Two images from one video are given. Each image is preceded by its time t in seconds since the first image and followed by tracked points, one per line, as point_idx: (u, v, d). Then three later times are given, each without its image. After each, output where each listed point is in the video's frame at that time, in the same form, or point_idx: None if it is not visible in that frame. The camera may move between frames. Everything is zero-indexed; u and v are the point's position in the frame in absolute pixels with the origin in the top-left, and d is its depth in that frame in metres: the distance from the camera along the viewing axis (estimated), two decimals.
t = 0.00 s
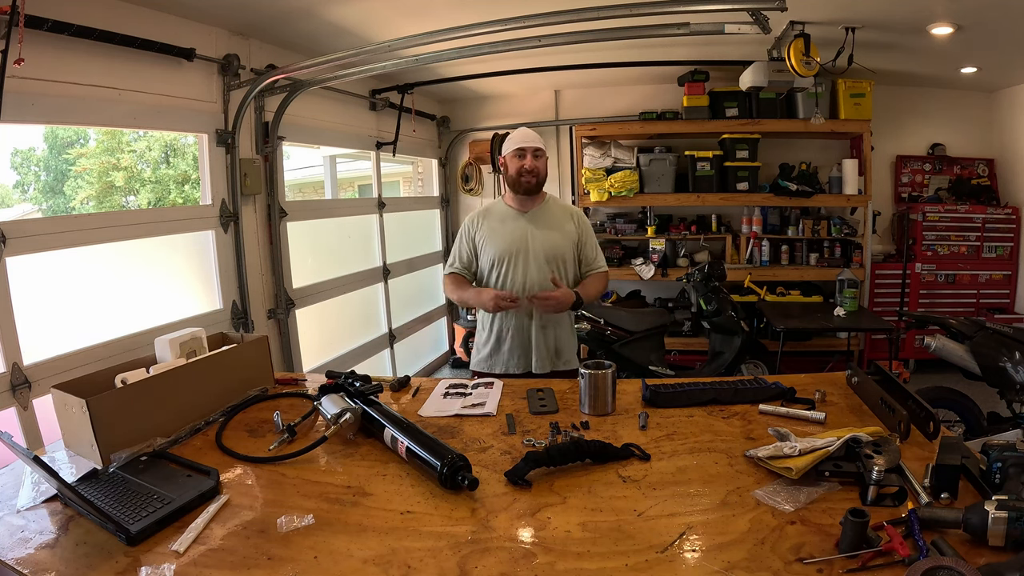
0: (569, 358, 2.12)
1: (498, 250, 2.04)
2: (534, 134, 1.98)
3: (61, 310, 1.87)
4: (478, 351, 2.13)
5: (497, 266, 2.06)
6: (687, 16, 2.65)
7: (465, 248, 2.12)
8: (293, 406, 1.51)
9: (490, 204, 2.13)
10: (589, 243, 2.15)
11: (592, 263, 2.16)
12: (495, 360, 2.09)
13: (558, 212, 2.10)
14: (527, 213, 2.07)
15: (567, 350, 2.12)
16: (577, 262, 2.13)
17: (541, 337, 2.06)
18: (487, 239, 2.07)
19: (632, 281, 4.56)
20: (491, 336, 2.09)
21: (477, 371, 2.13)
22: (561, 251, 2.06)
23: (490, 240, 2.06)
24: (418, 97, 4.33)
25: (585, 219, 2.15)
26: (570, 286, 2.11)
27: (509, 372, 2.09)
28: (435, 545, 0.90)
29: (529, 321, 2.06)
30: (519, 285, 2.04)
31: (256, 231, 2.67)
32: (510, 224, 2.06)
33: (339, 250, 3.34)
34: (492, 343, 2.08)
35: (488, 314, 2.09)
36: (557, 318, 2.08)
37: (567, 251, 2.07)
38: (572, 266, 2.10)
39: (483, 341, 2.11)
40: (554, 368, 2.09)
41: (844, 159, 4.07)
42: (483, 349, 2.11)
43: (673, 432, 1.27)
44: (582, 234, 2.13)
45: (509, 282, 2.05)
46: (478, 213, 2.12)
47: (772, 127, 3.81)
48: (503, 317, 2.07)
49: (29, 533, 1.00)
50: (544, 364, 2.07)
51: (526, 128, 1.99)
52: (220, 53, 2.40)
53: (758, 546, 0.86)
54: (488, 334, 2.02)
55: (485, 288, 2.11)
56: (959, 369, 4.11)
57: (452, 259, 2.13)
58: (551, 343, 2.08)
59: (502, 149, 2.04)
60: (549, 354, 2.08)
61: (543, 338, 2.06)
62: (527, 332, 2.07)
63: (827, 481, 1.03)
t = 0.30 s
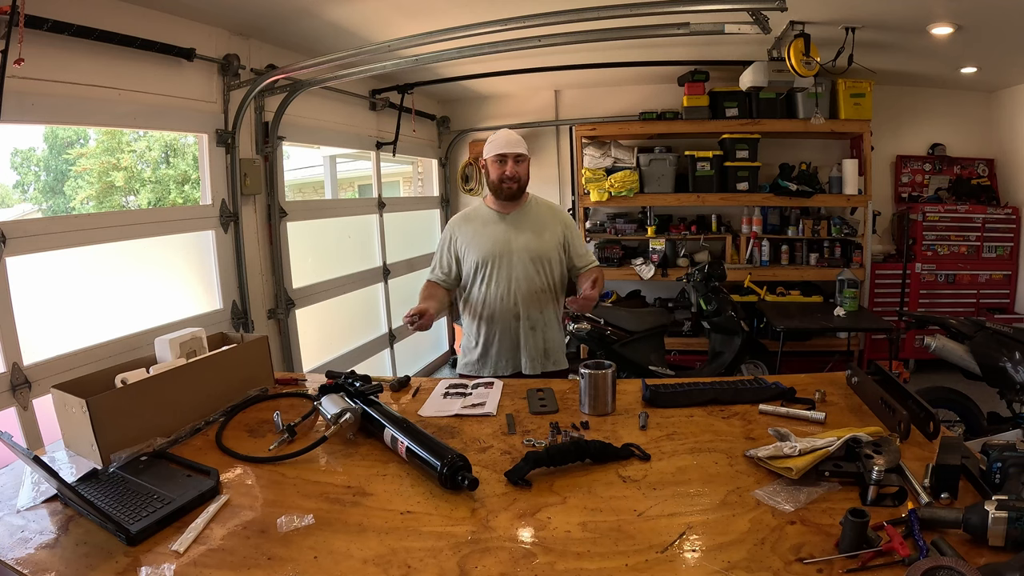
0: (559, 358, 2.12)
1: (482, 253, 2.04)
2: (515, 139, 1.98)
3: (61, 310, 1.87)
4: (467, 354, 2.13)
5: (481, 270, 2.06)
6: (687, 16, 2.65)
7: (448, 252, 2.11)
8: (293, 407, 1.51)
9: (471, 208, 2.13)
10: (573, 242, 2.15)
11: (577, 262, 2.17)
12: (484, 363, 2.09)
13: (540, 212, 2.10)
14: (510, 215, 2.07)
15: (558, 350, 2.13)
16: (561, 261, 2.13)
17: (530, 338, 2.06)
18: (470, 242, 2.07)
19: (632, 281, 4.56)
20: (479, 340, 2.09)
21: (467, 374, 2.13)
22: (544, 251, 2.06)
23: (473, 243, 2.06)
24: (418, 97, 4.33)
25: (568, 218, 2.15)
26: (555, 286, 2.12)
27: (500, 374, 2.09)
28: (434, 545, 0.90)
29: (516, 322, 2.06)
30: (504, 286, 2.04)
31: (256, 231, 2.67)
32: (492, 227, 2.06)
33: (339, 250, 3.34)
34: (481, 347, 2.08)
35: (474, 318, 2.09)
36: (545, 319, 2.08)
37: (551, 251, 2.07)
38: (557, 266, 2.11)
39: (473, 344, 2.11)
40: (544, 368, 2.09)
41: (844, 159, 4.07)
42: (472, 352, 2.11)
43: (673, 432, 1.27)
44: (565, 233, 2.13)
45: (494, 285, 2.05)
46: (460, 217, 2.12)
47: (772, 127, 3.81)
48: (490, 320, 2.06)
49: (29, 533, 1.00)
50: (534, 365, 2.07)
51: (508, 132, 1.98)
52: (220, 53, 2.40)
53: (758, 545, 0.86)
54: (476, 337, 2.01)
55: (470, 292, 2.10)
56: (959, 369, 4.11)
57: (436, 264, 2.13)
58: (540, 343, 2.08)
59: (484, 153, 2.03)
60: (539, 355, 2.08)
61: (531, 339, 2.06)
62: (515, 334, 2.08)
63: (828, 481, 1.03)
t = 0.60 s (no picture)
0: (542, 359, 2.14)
1: (460, 255, 2.04)
2: (489, 140, 1.95)
3: (61, 310, 1.87)
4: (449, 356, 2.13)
5: (460, 272, 2.06)
6: (687, 16, 2.65)
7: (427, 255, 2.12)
8: (293, 407, 1.51)
9: (449, 210, 2.13)
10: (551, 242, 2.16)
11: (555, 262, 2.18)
12: (466, 365, 2.10)
13: (518, 213, 2.10)
14: (488, 215, 2.07)
15: (540, 351, 2.14)
16: (540, 262, 2.14)
17: (512, 340, 2.07)
18: (448, 245, 2.07)
19: (632, 281, 4.57)
20: (460, 342, 2.09)
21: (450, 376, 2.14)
22: (524, 253, 2.06)
23: (451, 246, 2.06)
24: (418, 97, 4.33)
25: (546, 218, 2.16)
26: (535, 286, 2.13)
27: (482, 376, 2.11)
28: (434, 545, 0.90)
29: (496, 325, 2.07)
30: (484, 288, 2.04)
31: (256, 231, 2.67)
32: (471, 229, 2.06)
33: (339, 250, 3.35)
34: (463, 349, 2.09)
35: (455, 320, 2.09)
36: (525, 320, 2.09)
37: (531, 252, 2.08)
38: (536, 267, 2.11)
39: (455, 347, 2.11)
40: (526, 369, 2.11)
41: (844, 159, 4.07)
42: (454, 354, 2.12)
43: (673, 432, 1.27)
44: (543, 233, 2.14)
45: (474, 287, 2.05)
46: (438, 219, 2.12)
47: (772, 127, 3.81)
48: (471, 322, 2.07)
49: (29, 533, 1.00)
50: (517, 367, 2.09)
51: (482, 134, 1.96)
52: (220, 53, 2.40)
53: (758, 545, 0.86)
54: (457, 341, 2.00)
55: (449, 294, 2.10)
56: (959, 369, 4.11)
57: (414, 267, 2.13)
58: (521, 345, 2.10)
59: (460, 153, 2.00)
60: (520, 357, 2.09)
61: (513, 341, 2.07)
62: (496, 337, 2.08)
63: (828, 481, 1.03)
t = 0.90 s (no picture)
0: (525, 363, 2.16)
1: (440, 262, 2.03)
2: (466, 145, 1.88)
3: (61, 310, 1.87)
4: (432, 360, 2.15)
5: (440, 278, 2.05)
6: (687, 16, 2.65)
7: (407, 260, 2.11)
8: (293, 407, 1.51)
9: (427, 214, 2.11)
10: (531, 244, 2.15)
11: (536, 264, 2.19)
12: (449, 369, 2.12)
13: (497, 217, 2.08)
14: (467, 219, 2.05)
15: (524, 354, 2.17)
16: (521, 265, 2.14)
17: (494, 346, 2.08)
18: (428, 251, 2.06)
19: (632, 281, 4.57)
20: (442, 348, 2.10)
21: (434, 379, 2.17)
22: (504, 258, 2.06)
23: (431, 252, 2.05)
24: (418, 97, 4.33)
25: (525, 220, 2.15)
26: (516, 290, 2.13)
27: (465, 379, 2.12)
28: (434, 546, 0.90)
29: (478, 330, 2.07)
30: (465, 294, 2.04)
31: (256, 231, 2.67)
32: (450, 234, 2.05)
33: (339, 250, 3.35)
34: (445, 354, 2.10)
35: (436, 326, 2.10)
36: (506, 324, 2.10)
37: (511, 257, 2.07)
38: (516, 271, 2.11)
39: (437, 351, 2.12)
40: (509, 373, 2.13)
41: (844, 159, 4.07)
42: (436, 358, 2.13)
43: (673, 432, 1.27)
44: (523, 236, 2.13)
45: (454, 293, 2.05)
46: (417, 225, 2.10)
47: (772, 127, 3.81)
48: (452, 328, 2.08)
49: (29, 533, 1.00)
50: (499, 371, 2.10)
51: (458, 140, 1.88)
52: (220, 53, 2.40)
53: (758, 545, 0.86)
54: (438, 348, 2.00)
55: (430, 299, 2.11)
56: (959, 369, 4.11)
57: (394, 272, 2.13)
58: (503, 349, 2.11)
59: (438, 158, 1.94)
60: (502, 360, 2.11)
61: (495, 346, 2.09)
62: (477, 342, 2.09)
63: (828, 481, 1.03)
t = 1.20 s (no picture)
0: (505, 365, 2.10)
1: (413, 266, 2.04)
2: (422, 161, 1.79)
3: (61, 310, 1.87)
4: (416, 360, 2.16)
5: (415, 282, 2.06)
6: (687, 16, 2.65)
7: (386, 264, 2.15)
8: (293, 407, 1.51)
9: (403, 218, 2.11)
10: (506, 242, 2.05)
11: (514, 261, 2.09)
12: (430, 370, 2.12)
13: (468, 218, 2.02)
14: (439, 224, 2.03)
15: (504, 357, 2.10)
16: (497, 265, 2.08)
17: (469, 348, 2.05)
18: (401, 255, 2.07)
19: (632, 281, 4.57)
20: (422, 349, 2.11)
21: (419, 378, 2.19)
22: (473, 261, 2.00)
23: (404, 256, 2.06)
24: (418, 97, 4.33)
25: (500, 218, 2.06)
26: (492, 290, 2.07)
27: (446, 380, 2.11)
28: (435, 545, 0.90)
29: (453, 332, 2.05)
30: (437, 297, 2.03)
31: (256, 231, 2.66)
32: (421, 237, 2.04)
33: (339, 250, 3.35)
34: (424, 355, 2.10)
35: (413, 329, 2.11)
36: (483, 325, 2.06)
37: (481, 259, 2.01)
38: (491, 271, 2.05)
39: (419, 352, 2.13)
40: (489, 374, 2.08)
41: (844, 159, 4.07)
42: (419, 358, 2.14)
43: (673, 432, 1.27)
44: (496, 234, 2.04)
45: (428, 296, 2.04)
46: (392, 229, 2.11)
47: (772, 127, 3.81)
48: (428, 330, 2.07)
49: (29, 533, 1.00)
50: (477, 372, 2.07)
51: (412, 159, 1.79)
52: (220, 53, 2.40)
53: (758, 545, 0.86)
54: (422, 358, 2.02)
55: (408, 302, 2.12)
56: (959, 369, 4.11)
57: (375, 276, 2.17)
58: (481, 351, 2.07)
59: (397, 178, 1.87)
60: (481, 362, 2.07)
61: (470, 349, 2.05)
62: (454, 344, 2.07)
63: (828, 481, 1.03)
